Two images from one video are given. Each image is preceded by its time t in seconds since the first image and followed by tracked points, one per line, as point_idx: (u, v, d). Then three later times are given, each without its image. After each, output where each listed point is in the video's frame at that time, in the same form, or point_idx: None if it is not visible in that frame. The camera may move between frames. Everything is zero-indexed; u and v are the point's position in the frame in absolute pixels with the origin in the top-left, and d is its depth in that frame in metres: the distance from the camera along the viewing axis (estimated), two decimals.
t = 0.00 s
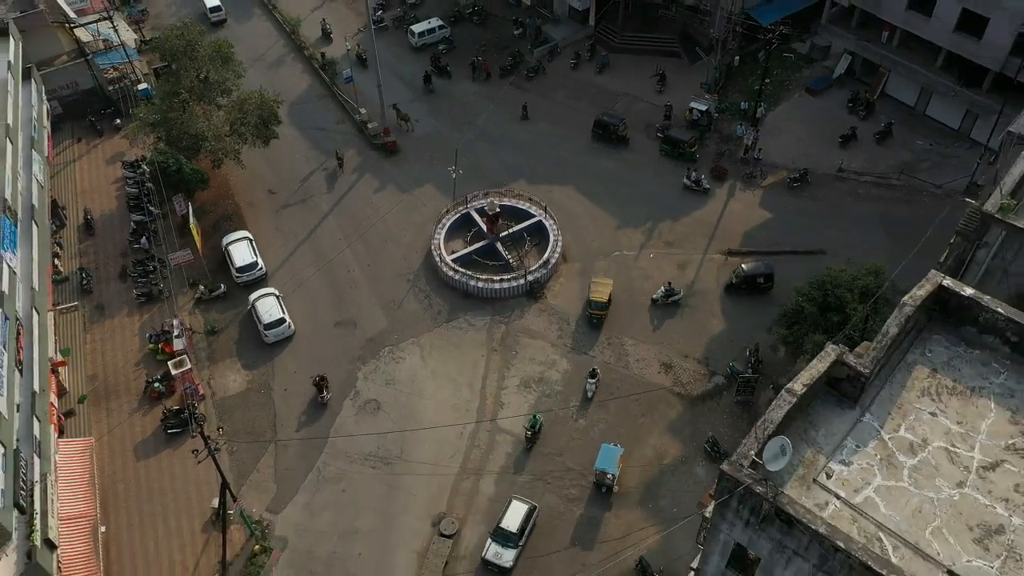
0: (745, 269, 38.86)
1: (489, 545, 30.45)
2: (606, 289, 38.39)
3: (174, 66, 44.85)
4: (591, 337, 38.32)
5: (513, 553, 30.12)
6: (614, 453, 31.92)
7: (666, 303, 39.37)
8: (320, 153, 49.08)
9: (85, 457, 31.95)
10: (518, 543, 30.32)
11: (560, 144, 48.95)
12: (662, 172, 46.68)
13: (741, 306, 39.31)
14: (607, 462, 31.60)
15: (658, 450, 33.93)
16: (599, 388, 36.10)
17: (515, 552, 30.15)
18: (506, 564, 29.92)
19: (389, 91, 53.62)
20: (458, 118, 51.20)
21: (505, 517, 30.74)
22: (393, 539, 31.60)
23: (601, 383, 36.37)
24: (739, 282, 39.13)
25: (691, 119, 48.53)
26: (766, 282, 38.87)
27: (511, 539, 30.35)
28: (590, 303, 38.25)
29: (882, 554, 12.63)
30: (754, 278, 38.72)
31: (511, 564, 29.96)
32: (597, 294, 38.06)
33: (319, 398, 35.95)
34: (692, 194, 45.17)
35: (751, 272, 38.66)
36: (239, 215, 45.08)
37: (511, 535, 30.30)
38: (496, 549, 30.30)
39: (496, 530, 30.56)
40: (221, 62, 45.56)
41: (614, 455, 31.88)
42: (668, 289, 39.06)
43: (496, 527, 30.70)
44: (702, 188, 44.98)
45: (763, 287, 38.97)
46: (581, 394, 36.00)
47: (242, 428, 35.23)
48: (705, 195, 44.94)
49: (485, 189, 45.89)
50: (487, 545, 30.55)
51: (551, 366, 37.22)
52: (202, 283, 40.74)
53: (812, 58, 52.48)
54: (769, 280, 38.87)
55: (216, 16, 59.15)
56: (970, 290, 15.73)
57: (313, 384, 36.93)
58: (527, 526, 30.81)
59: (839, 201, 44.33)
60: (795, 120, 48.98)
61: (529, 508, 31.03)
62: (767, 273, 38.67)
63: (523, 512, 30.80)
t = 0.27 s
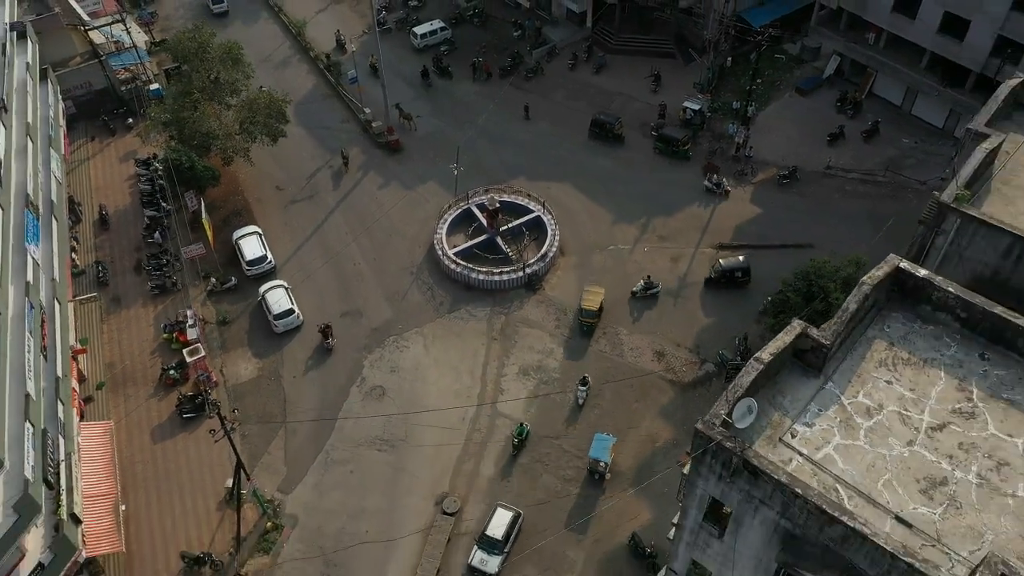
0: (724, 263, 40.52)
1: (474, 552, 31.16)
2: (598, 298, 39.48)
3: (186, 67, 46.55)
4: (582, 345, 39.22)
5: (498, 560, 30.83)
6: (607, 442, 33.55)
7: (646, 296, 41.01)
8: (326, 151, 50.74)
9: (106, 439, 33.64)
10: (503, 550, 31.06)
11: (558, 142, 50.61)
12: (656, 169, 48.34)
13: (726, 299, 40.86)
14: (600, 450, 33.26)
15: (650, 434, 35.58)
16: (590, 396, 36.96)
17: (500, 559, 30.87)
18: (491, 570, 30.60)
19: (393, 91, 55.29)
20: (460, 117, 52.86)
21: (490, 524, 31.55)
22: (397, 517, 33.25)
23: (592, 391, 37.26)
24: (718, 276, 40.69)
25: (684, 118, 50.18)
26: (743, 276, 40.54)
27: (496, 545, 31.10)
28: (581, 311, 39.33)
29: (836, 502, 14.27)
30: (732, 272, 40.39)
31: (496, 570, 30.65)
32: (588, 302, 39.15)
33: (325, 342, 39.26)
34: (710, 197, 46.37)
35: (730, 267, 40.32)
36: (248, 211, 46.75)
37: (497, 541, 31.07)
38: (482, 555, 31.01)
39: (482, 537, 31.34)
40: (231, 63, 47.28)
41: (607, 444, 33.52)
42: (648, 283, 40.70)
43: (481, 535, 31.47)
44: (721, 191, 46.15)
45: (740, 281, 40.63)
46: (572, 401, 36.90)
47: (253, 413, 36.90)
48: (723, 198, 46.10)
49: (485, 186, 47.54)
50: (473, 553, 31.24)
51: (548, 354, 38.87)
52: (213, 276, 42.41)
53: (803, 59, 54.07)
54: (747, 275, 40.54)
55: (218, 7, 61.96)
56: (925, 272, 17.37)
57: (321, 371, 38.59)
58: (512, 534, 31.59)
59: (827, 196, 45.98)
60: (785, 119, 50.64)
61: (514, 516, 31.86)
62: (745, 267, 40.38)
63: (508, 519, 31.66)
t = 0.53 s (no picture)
0: (704, 259, 42.16)
1: (463, 557, 32.05)
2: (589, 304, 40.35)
3: (198, 69, 48.18)
4: (574, 351, 40.02)
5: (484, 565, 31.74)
6: (600, 432, 34.83)
7: (627, 290, 42.59)
8: (332, 149, 52.37)
9: (124, 424, 35.27)
10: (489, 555, 31.96)
11: (557, 140, 52.27)
12: (652, 167, 49.95)
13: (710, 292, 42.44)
14: (594, 439, 34.60)
15: (644, 419, 37.19)
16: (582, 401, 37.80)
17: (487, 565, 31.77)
18: None
19: (396, 91, 56.90)
20: (461, 116, 54.47)
21: (477, 530, 32.37)
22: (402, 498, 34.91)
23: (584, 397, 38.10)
24: (699, 271, 42.32)
25: (679, 117, 51.79)
26: (723, 270, 42.22)
27: (483, 552, 31.97)
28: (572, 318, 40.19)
29: (802, 460, 15.88)
30: (712, 267, 42.01)
31: None
32: (579, 309, 40.05)
33: (328, 300, 42.51)
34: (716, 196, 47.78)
35: (710, 262, 41.96)
36: (257, 207, 48.39)
37: (483, 547, 31.95)
38: (469, 561, 31.90)
39: (469, 543, 32.20)
40: (240, 65, 49.02)
41: (600, 434, 34.80)
42: (628, 277, 42.32)
43: (470, 540, 32.36)
44: (742, 192, 47.40)
45: (721, 275, 42.28)
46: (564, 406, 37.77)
47: (264, 400, 38.53)
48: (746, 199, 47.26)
49: (486, 183, 49.16)
50: (461, 558, 32.13)
51: (547, 344, 40.49)
52: (224, 270, 44.04)
53: (794, 60, 55.65)
54: (726, 269, 42.23)
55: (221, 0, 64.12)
56: (888, 257, 18.99)
57: (329, 360, 40.23)
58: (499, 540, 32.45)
59: (816, 193, 47.57)
60: (777, 119, 52.24)
61: (500, 521, 32.69)
62: (725, 262, 42.05)
63: (494, 525, 32.48)
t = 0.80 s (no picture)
0: (686, 255, 43.64)
1: (452, 563, 32.86)
2: (580, 311, 41.13)
3: (208, 70, 49.75)
4: (565, 356, 40.96)
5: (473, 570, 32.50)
6: (594, 422, 36.67)
7: (609, 286, 44.10)
8: (336, 148, 53.96)
9: (140, 410, 36.89)
10: (478, 560, 32.82)
11: (555, 139, 53.86)
12: (647, 164, 51.53)
13: (690, 287, 43.92)
14: (588, 429, 36.27)
15: (638, 405, 38.77)
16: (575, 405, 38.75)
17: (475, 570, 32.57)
18: None
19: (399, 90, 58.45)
20: (461, 116, 56.06)
21: (466, 537, 33.24)
22: (406, 480, 36.51)
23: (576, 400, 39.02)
24: (682, 266, 43.79)
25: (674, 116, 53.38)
26: (705, 265, 43.72)
27: (472, 557, 32.80)
28: (564, 324, 41.04)
29: (774, 426, 17.45)
30: (694, 262, 43.51)
31: None
32: (570, 315, 40.84)
33: (328, 264, 45.70)
34: (709, 192, 49.38)
35: (693, 257, 43.46)
36: (265, 204, 49.97)
37: (472, 552, 32.81)
38: (458, 566, 32.71)
39: (458, 549, 33.08)
40: (248, 66, 50.42)
41: (594, 423, 36.63)
42: (610, 273, 43.84)
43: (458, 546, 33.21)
44: (758, 193, 48.59)
45: (703, 269, 43.78)
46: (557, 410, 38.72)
47: (274, 387, 40.13)
48: (761, 200, 48.48)
49: (486, 180, 50.75)
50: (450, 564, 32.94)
51: (545, 335, 42.07)
52: (233, 264, 45.65)
53: (786, 61, 57.20)
54: (708, 264, 43.72)
55: None
56: (858, 244, 20.57)
57: (336, 350, 41.83)
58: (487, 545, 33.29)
59: (806, 189, 49.14)
60: (769, 118, 53.82)
61: (487, 528, 33.54)
62: (707, 258, 43.49)
63: (482, 531, 33.37)
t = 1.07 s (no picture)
0: (668, 249, 45.46)
1: (440, 567, 33.92)
2: (569, 317, 42.27)
3: (218, 70, 51.47)
4: (555, 361, 42.04)
5: None
6: (586, 410, 38.10)
7: (590, 281, 45.68)
8: (342, 145, 55.78)
9: (157, 394, 38.70)
10: (465, 564, 33.85)
11: (553, 136, 55.67)
12: (642, 161, 53.34)
13: (672, 280, 45.76)
14: (581, 417, 37.81)
15: (631, 390, 40.59)
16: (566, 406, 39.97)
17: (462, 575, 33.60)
18: None
19: (402, 89, 60.25)
20: (463, 115, 57.88)
21: (453, 542, 34.26)
22: (411, 461, 38.35)
23: (568, 401, 40.22)
24: (664, 260, 45.62)
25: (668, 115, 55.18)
26: (686, 259, 45.64)
27: (459, 561, 33.83)
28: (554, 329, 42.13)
29: (747, 393, 19.27)
30: (675, 257, 45.38)
31: None
32: (560, 321, 41.96)
33: (326, 229, 49.30)
34: (702, 188, 51.15)
35: (674, 252, 45.30)
36: (273, 199, 51.81)
37: (459, 556, 33.83)
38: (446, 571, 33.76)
39: (446, 553, 34.08)
40: (257, 66, 51.93)
41: (586, 412, 38.06)
42: (592, 268, 45.47)
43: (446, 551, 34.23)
44: (777, 193, 50.03)
45: (683, 264, 45.65)
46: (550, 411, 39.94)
47: (283, 374, 41.96)
48: (765, 198, 50.15)
49: (487, 176, 52.56)
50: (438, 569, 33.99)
51: (543, 324, 43.88)
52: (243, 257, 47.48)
53: (778, 61, 58.99)
54: (688, 258, 45.64)
55: None
56: (828, 230, 22.39)
57: (343, 338, 43.67)
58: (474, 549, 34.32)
59: (795, 185, 50.95)
60: (760, 116, 55.64)
61: (474, 533, 34.53)
62: (687, 252, 45.41)
63: (469, 536, 34.39)
